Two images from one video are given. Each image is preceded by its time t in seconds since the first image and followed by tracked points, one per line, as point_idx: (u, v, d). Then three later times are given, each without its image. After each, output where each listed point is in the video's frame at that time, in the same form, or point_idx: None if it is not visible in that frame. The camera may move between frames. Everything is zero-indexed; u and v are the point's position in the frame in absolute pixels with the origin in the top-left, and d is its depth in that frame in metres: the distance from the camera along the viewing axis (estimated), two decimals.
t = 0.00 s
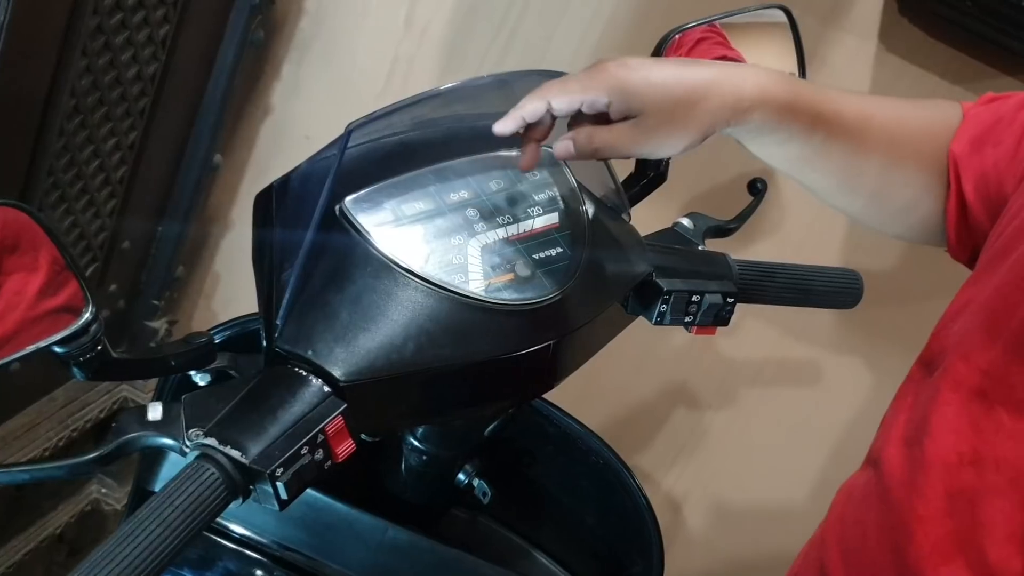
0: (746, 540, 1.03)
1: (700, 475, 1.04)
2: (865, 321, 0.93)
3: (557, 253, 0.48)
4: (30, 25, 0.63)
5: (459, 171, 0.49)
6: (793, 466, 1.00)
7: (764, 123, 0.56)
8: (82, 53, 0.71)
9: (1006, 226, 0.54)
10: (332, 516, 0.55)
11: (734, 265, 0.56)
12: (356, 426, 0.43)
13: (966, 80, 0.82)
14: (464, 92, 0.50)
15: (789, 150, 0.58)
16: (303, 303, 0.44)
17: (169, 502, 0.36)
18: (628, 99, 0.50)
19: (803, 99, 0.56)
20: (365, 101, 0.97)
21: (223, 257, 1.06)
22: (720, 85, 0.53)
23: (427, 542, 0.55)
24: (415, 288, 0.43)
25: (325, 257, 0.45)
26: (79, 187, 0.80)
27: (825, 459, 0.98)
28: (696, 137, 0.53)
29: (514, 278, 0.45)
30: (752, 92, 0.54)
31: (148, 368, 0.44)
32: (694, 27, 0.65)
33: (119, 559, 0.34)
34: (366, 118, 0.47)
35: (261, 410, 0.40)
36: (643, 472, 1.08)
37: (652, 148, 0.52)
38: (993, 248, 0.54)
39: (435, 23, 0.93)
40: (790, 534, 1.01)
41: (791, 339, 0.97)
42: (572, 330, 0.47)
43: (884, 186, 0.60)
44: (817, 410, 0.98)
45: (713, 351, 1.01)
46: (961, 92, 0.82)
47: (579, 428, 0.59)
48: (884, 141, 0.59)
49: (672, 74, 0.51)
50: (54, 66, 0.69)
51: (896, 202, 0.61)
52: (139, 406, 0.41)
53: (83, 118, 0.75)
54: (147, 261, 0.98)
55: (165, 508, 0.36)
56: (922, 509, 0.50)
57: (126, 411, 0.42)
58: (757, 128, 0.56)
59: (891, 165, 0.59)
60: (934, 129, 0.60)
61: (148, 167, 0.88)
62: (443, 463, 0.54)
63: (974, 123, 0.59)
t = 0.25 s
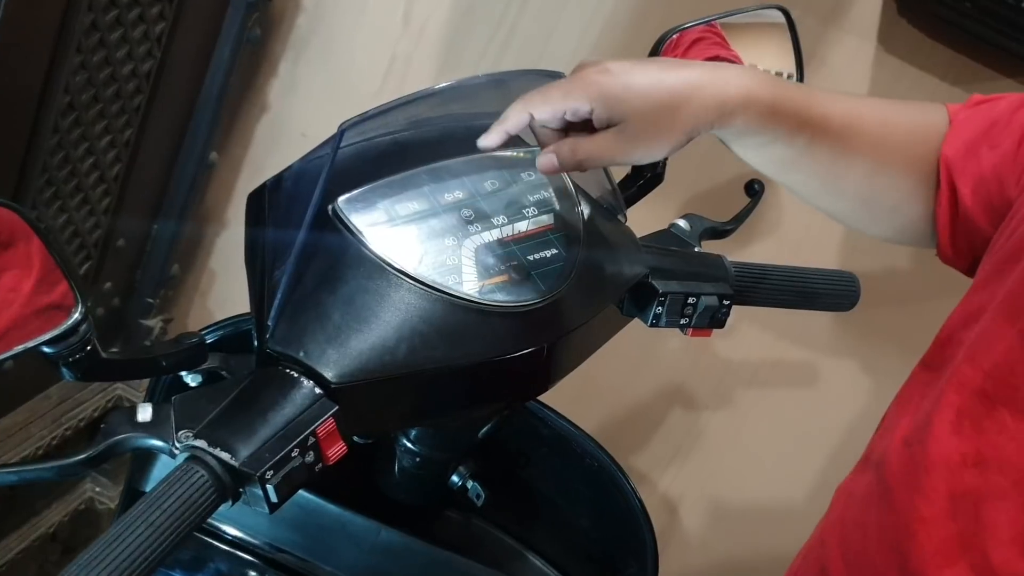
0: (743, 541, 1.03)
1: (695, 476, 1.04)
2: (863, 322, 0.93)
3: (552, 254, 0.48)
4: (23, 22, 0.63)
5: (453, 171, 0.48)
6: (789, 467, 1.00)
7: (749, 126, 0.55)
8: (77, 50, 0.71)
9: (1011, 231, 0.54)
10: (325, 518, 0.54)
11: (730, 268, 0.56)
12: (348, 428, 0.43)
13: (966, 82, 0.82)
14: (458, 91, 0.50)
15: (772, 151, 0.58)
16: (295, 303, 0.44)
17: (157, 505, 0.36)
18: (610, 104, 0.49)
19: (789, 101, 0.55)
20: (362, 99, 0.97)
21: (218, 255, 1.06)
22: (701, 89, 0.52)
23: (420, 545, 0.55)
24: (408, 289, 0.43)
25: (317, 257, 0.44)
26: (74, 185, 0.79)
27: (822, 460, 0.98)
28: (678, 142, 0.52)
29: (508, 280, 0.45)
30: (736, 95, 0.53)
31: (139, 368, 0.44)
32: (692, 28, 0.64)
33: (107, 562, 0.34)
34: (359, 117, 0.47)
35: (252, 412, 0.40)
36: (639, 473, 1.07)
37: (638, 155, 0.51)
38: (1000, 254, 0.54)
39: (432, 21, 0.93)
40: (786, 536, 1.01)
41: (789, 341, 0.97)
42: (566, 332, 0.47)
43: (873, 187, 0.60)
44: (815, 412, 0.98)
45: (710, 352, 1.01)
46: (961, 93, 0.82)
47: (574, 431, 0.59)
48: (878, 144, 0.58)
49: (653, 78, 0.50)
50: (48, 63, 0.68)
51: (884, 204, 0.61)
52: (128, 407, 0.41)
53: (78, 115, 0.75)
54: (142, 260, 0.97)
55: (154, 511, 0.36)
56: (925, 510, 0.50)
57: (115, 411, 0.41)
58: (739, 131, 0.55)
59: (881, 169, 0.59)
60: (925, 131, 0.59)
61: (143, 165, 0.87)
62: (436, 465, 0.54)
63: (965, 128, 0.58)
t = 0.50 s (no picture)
0: (741, 543, 1.03)
1: (695, 477, 1.04)
2: (863, 324, 0.93)
3: (549, 258, 0.47)
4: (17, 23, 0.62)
5: (449, 174, 0.48)
6: (788, 469, 1.00)
7: (727, 138, 0.50)
8: (72, 50, 0.70)
9: (1016, 239, 0.54)
10: (321, 522, 0.54)
11: (729, 271, 0.55)
12: (343, 434, 0.43)
13: (966, 82, 0.82)
14: (454, 94, 0.49)
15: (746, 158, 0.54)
16: (289, 308, 0.43)
17: (151, 511, 0.36)
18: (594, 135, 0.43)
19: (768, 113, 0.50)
20: (360, 100, 0.96)
21: (215, 256, 1.05)
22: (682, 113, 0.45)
23: (417, 548, 0.55)
24: (404, 293, 0.42)
25: (312, 261, 0.44)
26: (70, 186, 0.79)
27: (822, 462, 0.98)
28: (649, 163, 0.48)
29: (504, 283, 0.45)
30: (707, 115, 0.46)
31: (133, 373, 0.44)
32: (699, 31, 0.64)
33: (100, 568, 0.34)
34: (355, 120, 0.47)
35: (246, 417, 0.40)
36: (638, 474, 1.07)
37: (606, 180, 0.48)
38: (1005, 261, 0.54)
39: (430, 21, 0.92)
40: (785, 537, 1.01)
41: (788, 342, 0.97)
42: (563, 337, 0.46)
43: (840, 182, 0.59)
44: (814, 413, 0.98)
45: (710, 353, 1.00)
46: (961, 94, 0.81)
47: (573, 435, 0.59)
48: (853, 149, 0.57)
49: (642, 99, 0.44)
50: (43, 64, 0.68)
51: (858, 207, 0.61)
52: (122, 413, 0.40)
53: (74, 116, 0.75)
54: (139, 261, 0.97)
55: (147, 517, 0.35)
56: (928, 499, 0.50)
57: (108, 417, 0.41)
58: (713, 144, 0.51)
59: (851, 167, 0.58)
60: (908, 132, 0.59)
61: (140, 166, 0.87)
62: (433, 469, 0.54)
63: (958, 124, 0.58)
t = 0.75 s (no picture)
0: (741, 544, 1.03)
1: (694, 479, 1.04)
2: (863, 326, 0.93)
3: (547, 263, 0.47)
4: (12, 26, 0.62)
5: (447, 178, 0.47)
6: (787, 470, 1.00)
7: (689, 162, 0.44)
8: (69, 53, 0.70)
9: None
10: (317, 528, 0.54)
11: (728, 276, 0.55)
12: (340, 441, 0.42)
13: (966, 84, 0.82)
14: (450, 99, 0.50)
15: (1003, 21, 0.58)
16: (286, 314, 0.43)
17: (146, 519, 0.35)
18: None
19: None
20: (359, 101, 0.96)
21: (214, 257, 1.05)
22: None
23: (413, 553, 0.54)
24: (401, 299, 0.42)
25: (310, 266, 0.44)
26: (67, 189, 0.79)
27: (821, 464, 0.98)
28: None
29: (501, 289, 0.44)
30: None
31: (129, 379, 0.43)
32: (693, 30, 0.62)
33: None
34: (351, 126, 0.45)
35: (242, 424, 0.39)
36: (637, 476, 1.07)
37: None
38: None
39: (429, 22, 0.92)
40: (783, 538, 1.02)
41: (788, 345, 0.96)
42: (560, 342, 0.46)
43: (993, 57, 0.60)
44: (813, 416, 0.98)
45: (709, 356, 1.00)
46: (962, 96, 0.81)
47: (571, 441, 0.59)
48: None
49: None
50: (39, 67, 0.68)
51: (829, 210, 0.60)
52: (117, 419, 0.40)
53: (71, 119, 0.75)
54: (137, 263, 0.97)
55: (142, 525, 0.35)
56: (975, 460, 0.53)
57: (104, 424, 0.41)
58: None
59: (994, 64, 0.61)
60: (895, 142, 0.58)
61: (138, 168, 0.87)
62: (430, 475, 0.53)
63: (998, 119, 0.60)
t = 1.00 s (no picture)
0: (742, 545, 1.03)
1: (695, 480, 1.04)
2: (865, 327, 0.92)
3: (548, 266, 0.47)
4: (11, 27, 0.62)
5: (446, 181, 0.47)
6: (788, 471, 1.00)
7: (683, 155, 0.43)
8: (69, 54, 0.70)
9: None
10: (317, 530, 0.54)
11: (728, 278, 0.55)
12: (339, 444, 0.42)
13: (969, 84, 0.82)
14: (452, 101, 0.49)
15: (1002, 61, 0.59)
16: (285, 317, 0.43)
17: (145, 523, 0.35)
18: None
19: None
20: (360, 102, 0.96)
21: (215, 257, 1.05)
22: None
23: (413, 556, 0.54)
24: (400, 302, 0.42)
25: (309, 268, 0.44)
26: (68, 188, 0.79)
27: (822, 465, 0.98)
28: None
29: (501, 292, 0.44)
30: None
31: (129, 381, 0.43)
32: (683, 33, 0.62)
33: None
34: (350, 129, 0.45)
35: (240, 428, 0.39)
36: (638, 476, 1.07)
37: None
38: None
39: (430, 22, 0.92)
40: (783, 538, 1.02)
41: (789, 346, 0.96)
42: (560, 345, 0.46)
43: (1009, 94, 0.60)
44: (814, 417, 0.97)
45: (711, 357, 1.00)
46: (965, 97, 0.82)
47: (571, 443, 0.59)
48: None
49: None
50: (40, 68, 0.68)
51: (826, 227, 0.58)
52: (115, 423, 0.40)
53: (71, 119, 0.75)
54: (137, 263, 0.97)
55: (141, 530, 0.35)
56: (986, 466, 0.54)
57: (102, 427, 0.41)
58: (989, 9, 0.58)
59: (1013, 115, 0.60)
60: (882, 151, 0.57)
61: (139, 168, 0.87)
62: (430, 478, 0.53)
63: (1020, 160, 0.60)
